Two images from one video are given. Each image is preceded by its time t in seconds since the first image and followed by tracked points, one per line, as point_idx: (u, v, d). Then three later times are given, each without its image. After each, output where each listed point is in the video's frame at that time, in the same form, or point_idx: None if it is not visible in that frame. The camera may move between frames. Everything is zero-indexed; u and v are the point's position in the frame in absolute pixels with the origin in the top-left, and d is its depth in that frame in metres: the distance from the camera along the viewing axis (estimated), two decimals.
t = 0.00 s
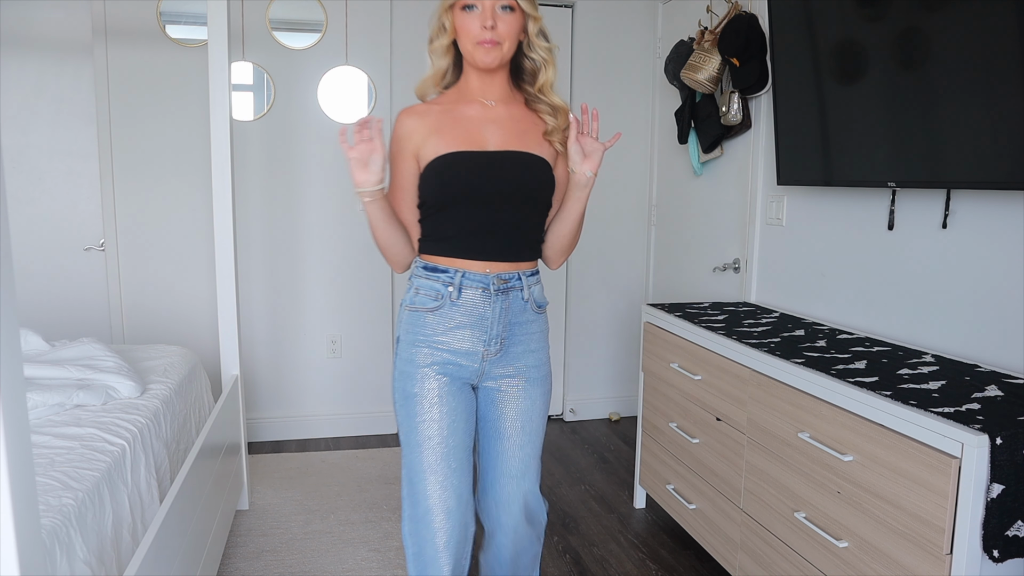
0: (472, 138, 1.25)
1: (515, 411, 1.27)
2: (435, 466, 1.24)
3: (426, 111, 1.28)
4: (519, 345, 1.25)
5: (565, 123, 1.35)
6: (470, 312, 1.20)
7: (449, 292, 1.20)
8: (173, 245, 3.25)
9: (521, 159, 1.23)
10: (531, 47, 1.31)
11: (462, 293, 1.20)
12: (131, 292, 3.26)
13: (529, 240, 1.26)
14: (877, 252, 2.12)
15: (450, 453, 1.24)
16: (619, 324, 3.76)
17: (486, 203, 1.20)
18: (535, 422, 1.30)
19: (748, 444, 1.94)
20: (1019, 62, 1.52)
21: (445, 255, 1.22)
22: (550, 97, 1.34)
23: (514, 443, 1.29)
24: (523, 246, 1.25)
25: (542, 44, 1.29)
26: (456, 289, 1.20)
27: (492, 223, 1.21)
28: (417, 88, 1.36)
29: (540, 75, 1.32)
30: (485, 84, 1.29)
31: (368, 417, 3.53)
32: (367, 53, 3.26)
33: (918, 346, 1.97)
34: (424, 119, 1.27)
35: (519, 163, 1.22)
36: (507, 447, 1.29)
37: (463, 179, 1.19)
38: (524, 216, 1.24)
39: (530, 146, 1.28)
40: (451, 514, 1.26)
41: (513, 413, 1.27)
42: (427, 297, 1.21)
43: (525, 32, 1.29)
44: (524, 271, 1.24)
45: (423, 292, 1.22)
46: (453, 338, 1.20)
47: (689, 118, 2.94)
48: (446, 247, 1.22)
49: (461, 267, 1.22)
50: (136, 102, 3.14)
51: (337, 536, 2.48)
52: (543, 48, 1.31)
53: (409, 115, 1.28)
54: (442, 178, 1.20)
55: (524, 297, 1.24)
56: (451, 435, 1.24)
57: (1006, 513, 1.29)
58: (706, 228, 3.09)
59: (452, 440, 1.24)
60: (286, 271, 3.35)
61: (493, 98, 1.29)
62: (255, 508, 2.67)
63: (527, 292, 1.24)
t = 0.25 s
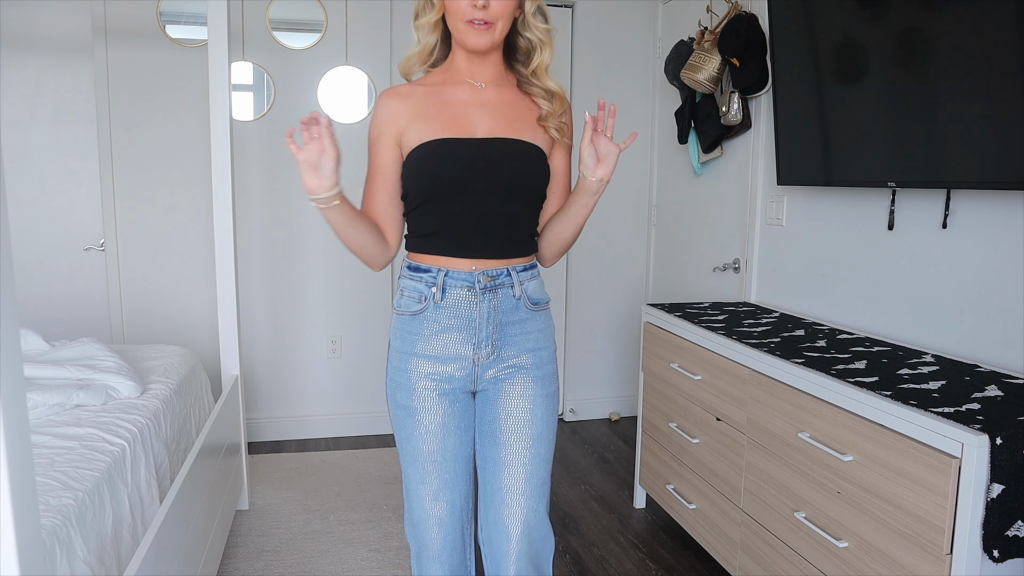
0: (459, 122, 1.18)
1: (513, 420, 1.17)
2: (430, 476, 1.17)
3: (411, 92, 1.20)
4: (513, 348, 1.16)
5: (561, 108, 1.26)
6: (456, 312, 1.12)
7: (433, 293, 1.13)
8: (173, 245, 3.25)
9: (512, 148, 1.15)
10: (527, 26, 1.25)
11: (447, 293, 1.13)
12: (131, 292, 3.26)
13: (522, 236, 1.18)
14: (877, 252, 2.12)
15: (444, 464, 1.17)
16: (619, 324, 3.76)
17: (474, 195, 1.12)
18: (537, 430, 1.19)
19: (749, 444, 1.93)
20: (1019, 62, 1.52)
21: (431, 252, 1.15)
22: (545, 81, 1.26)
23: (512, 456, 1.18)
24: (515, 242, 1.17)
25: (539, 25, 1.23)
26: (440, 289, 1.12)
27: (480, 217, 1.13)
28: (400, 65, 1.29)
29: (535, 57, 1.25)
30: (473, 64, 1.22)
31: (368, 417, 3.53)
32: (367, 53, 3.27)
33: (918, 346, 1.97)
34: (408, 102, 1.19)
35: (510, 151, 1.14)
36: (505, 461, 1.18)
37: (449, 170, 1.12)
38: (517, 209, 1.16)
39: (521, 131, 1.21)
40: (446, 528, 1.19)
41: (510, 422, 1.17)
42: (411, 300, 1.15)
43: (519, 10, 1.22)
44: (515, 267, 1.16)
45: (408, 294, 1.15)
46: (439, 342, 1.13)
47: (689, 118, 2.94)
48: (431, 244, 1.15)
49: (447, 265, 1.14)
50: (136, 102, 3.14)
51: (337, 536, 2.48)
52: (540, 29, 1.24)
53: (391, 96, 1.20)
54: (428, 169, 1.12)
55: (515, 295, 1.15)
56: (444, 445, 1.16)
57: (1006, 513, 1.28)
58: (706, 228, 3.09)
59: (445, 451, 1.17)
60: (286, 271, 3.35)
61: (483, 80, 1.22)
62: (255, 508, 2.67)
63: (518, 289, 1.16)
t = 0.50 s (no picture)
0: (462, 122, 1.03)
1: (523, 454, 0.99)
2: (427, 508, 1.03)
3: (414, 89, 1.08)
4: (523, 369, 0.98)
5: (579, 108, 1.08)
6: (458, 326, 0.98)
7: (434, 305, 0.99)
8: (172, 245, 3.25)
9: (520, 148, 0.98)
10: (541, 17, 1.10)
11: (449, 305, 0.98)
12: (131, 292, 3.26)
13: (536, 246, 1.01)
14: (877, 253, 2.12)
15: (443, 496, 1.02)
16: (619, 324, 3.76)
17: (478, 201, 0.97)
18: (554, 468, 1.01)
19: (748, 444, 1.93)
20: (1019, 62, 1.52)
21: (434, 261, 1.00)
22: (562, 77, 1.09)
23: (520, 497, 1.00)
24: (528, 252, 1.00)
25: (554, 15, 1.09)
26: (442, 298, 0.98)
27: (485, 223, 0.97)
28: (406, 61, 1.16)
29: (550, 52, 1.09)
30: (483, 59, 1.07)
31: (369, 417, 3.53)
32: (367, 53, 3.27)
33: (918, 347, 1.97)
34: (410, 99, 1.07)
35: (518, 153, 0.98)
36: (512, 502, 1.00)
37: (449, 172, 0.97)
38: (532, 221, 1.00)
39: (532, 133, 1.03)
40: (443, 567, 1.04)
41: (517, 457, 0.99)
42: (415, 310, 1.01)
43: None
44: (526, 279, 0.99)
45: (412, 304, 1.01)
46: (438, 359, 0.98)
47: (689, 118, 2.94)
48: (434, 254, 1.00)
49: (450, 276, 0.99)
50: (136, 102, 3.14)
51: (338, 536, 2.48)
52: (555, 21, 1.09)
53: (391, 92, 1.08)
54: (428, 171, 0.98)
55: (524, 310, 0.98)
56: (442, 475, 1.01)
57: (1006, 513, 1.28)
58: (706, 228, 3.09)
59: (443, 482, 1.01)
60: (286, 271, 3.35)
61: (493, 76, 1.07)
62: (255, 508, 2.67)
63: (528, 304, 0.99)
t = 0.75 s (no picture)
0: (484, 104, 0.91)
1: (546, 471, 0.92)
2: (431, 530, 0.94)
3: (435, 65, 0.96)
4: (549, 382, 0.90)
5: (618, 87, 0.96)
6: (480, 331, 0.89)
7: (452, 305, 0.90)
8: (172, 245, 3.25)
9: (550, 136, 0.88)
10: None
11: (469, 307, 0.89)
12: (131, 292, 3.26)
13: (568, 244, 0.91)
14: (877, 253, 2.11)
15: (452, 517, 0.93)
16: (619, 324, 3.76)
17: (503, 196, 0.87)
18: (578, 487, 0.94)
19: (749, 444, 1.93)
20: (1019, 62, 1.52)
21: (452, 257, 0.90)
22: (597, 50, 0.99)
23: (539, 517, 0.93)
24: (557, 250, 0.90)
25: None
26: (459, 299, 0.90)
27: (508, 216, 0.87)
28: (427, 41, 1.04)
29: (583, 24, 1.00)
30: (511, 33, 0.96)
31: (369, 417, 3.53)
32: (367, 53, 3.27)
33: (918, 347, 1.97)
34: (429, 75, 0.95)
35: (548, 140, 0.88)
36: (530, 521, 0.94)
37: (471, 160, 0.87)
38: (564, 213, 0.89)
39: (565, 115, 0.92)
40: None
41: (539, 474, 0.92)
42: (430, 312, 0.92)
43: None
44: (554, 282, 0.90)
45: (427, 304, 0.92)
46: (456, 366, 0.89)
47: (689, 118, 2.93)
48: (453, 250, 0.90)
49: (470, 273, 0.90)
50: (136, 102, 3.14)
51: (337, 536, 2.48)
52: None
53: (408, 66, 0.95)
54: (447, 157, 0.88)
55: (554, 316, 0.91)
56: (454, 494, 0.93)
57: (1006, 513, 1.28)
58: (706, 228, 3.09)
59: (454, 500, 0.93)
60: (286, 271, 3.35)
61: (522, 52, 0.96)
62: (255, 508, 2.68)
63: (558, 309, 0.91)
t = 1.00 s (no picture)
0: (495, 82, 0.91)
1: (550, 473, 0.92)
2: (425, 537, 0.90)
3: (441, 46, 0.96)
4: (556, 385, 0.90)
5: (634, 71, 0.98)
6: (488, 330, 0.88)
7: (460, 301, 0.88)
8: (172, 245, 3.25)
9: (564, 119, 0.89)
10: None
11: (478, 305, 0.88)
12: (131, 292, 3.26)
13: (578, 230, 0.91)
14: (877, 253, 2.12)
15: (449, 521, 0.91)
16: (619, 324, 3.76)
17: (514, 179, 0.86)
18: (578, 491, 0.95)
19: (749, 444, 1.93)
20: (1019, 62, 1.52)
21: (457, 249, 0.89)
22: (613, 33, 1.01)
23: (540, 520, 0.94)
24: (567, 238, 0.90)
25: None
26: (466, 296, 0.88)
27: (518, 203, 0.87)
28: (434, 25, 1.04)
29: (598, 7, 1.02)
30: (521, 15, 0.98)
31: (369, 417, 3.53)
32: (367, 53, 3.27)
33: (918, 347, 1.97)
34: (436, 58, 0.95)
35: (561, 123, 0.88)
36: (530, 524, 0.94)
37: (480, 144, 0.86)
38: (577, 199, 0.89)
39: (579, 97, 0.93)
40: None
41: (543, 478, 0.92)
42: (432, 308, 0.89)
43: None
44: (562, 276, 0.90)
45: (427, 300, 0.90)
46: (462, 365, 0.87)
47: (689, 118, 2.92)
48: (457, 239, 0.89)
49: (477, 265, 0.89)
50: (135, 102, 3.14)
51: (337, 536, 2.48)
52: None
53: (413, 46, 0.96)
54: (457, 143, 0.87)
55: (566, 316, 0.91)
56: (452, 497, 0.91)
57: (1006, 514, 1.28)
58: (706, 228, 3.09)
59: (452, 504, 0.91)
60: (285, 271, 3.35)
61: (533, 35, 0.98)
62: (255, 509, 2.67)
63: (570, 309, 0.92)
